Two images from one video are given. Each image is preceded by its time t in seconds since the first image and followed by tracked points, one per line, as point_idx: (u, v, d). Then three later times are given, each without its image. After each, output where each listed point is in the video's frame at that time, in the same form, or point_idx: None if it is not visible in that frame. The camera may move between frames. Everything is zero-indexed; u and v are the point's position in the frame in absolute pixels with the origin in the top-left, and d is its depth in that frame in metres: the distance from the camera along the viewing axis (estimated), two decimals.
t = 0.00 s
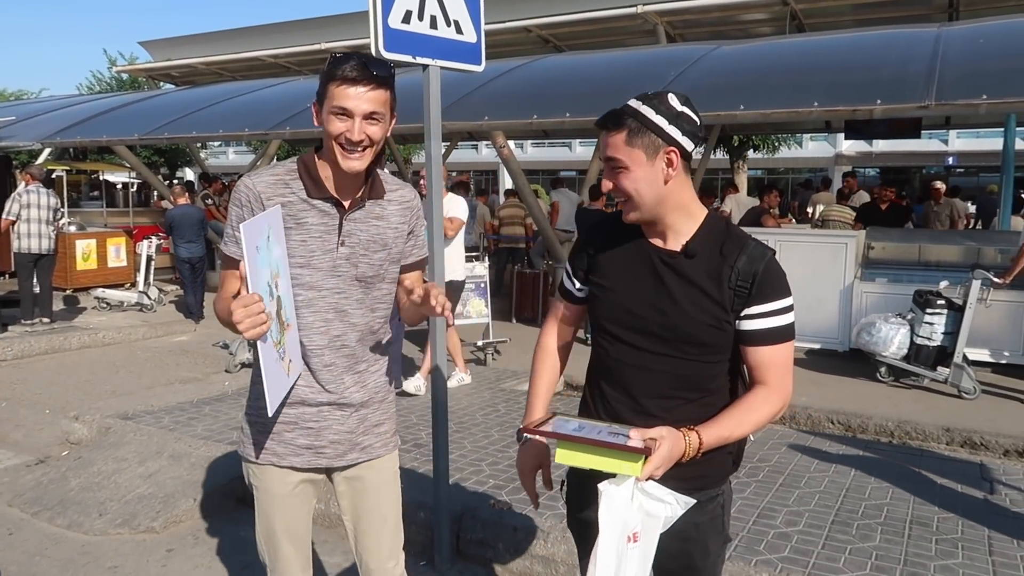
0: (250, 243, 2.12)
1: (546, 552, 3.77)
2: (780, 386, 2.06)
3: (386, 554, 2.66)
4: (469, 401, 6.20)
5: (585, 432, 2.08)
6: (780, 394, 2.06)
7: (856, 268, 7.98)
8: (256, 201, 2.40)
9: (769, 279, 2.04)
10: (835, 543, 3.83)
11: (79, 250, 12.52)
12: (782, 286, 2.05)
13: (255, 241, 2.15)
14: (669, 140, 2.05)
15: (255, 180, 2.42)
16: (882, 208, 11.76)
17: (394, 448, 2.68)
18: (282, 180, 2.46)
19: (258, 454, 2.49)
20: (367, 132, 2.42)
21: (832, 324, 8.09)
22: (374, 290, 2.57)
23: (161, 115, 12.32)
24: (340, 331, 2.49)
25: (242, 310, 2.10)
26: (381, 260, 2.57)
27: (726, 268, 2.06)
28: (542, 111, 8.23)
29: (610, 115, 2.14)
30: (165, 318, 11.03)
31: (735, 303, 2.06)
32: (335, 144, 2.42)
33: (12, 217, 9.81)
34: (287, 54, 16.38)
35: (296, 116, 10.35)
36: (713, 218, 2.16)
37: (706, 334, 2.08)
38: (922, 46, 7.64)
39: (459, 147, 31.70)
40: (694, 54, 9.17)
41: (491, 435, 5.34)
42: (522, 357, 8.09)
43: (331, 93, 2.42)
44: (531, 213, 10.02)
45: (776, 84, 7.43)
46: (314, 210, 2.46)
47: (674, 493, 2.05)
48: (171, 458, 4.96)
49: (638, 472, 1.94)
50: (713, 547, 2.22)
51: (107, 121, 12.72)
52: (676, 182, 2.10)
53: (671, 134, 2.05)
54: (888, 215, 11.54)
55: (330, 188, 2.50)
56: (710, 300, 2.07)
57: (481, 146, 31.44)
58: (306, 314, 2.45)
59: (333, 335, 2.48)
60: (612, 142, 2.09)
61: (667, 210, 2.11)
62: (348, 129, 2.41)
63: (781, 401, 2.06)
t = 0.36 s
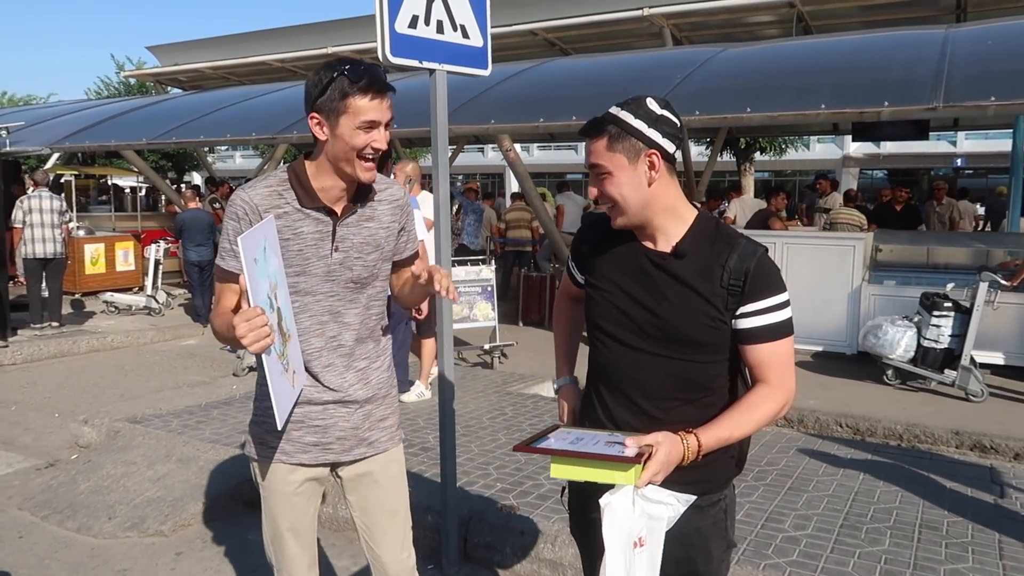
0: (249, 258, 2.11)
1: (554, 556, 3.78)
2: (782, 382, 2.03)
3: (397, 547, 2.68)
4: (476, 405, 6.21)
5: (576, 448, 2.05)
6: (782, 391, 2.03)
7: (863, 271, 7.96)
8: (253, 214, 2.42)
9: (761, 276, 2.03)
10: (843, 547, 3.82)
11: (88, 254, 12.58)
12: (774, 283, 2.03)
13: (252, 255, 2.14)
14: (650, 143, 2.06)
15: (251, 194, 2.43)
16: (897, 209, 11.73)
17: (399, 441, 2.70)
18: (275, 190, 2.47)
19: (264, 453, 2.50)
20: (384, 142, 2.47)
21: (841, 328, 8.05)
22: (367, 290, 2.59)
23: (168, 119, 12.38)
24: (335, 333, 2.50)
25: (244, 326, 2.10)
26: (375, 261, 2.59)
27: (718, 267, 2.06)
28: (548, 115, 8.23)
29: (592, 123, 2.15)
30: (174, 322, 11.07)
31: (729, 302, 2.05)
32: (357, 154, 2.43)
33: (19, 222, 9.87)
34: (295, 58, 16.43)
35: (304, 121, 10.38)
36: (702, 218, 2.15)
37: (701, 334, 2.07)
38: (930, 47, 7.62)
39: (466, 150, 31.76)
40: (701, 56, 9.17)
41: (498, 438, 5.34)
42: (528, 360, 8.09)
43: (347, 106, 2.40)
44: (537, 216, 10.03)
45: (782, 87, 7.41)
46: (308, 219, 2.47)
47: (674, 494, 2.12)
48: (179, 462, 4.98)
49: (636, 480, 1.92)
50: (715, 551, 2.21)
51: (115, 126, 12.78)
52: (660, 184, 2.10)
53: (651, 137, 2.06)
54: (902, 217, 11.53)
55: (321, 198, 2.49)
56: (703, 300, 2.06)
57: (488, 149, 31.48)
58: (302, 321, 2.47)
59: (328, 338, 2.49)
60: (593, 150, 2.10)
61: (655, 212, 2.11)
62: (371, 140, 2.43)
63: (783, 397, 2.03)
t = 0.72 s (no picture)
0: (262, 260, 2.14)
1: (554, 565, 3.78)
2: (780, 388, 2.02)
3: (416, 553, 2.72)
4: (476, 413, 6.20)
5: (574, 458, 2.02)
6: (782, 397, 2.02)
7: (864, 279, 7.95)
8: (282, 220, 2.44)
9: (757, 282, 2.03)
10: (844, 556, 3.80)
11: (88, 263, 12.60)
12: (769, 288, 2.03)
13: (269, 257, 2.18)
14: (641, 152, 2.06)
15: (281, 202, 2.46)
16: (906, 217, 11.64)
17: (430, 447, 2.72)
18: (306, 197, 2.49)
19: (295, 460, 2.51)
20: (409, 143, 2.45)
21: (840, 336, 8.05)
22: (409, 289, 2.61)
23: (169, 128, 12.41)
24: (380, 333, 2.52)
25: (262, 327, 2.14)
26: (411, 258, 2.62)
27: (713, 274, 2.05)
28: (547, 123, 8.25)
29: (585, 134, 2.15)
30: (172, 331, 11.08)
31: (726, 308, 2.04)
32: (381, 156, 2.42)
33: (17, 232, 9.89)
34: (295, 68, 16.49)
35: (303, 130, 10.40)
36: (696, 226, 2.15)
37: (698, 341, 2.07)
38: (929, 56, 7.64)
39: (466, 159, 31.83)
40: (700, 65, 9.19)
41: (498, 447, 5.33)
42: (528, 368, 8.08)
43: (366, 109, 2.39)
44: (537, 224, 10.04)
45: (781, 95, 7.43)
46: (341, 221, 2.49)
47: (679, 500, 2.10)
48: (179, 471, 4.98)
49: (638, 489, 1.91)
50: (714, 561, 2.21)
51: (115, 135, 12.81)
52: (654, 192, 2.10)
53: (643, 146, 2.06)
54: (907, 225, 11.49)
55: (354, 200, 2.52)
56: (699, 307, 2.05)
57: (487, 157, 31.53)
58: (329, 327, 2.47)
59: (370, 336, 2.51)
60: (587, 159, 2.10)
61: (649, 220, 2.11)
62: (396, 140, 2.42)
63: (782, 404, 2.02)
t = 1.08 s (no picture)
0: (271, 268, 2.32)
1: (548, 567, 3.78)
2: (776, 386, 2.02)
3: (430, 557, 2.73)
4: (472, 415, 6.20)
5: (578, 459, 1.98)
6: (777, 394, 2.02)
7: (857, 279, 7.96)
8: (318, 218, 2.57)
9: (751, 281, 2.03)
10: (837, 557, 3.81)
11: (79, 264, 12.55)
12: (764, 287, 2.03)
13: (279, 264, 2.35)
14: (632, 154, 2.06)
15: (319, 200, 2.59)
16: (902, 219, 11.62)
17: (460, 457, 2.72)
18: (344, 196, 2.59)
19: (322, 454, 2.59)
20: (404, 165, 2.45)
21: (832, 337, 8.08)
22: (438, 299, 2.63)
23: (161, 129, 12.37)
24: (406, 337, 2.56)
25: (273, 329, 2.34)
26: (443, 268, 2.63)
27: (709, 273, 2.05)
28: (542, 124, 8.25)
29: (577, 136, 2.14)
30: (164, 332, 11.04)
31: (722, 308, 2.04)
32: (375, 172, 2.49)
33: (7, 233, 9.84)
34: (288, 68, 16.45)
35: (297, 130, 10.38)
36: (691, 226, 2.15)
37: (695, 340, 2.07)
38: (922, 57, 7.67)
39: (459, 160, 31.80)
40: (695, 66, 9.20)
41: (492, 448, 5.33)
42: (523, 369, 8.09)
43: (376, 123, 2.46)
44: (531, 225, 10.04)
45: (774, 96, 7.45)
46: (374, 223, 2.56)
47: (678, 509, 2.06)
48: (171, 474, 4.96)
49: (637, 489, 1.90)
50: (714, 560, 2.21)
51: (107, 136, 12.76)
52: (648, 194, 2.10)
53: (634, 148, 2.05)
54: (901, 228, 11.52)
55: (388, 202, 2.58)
56: (695, 306, 2.06)
57: (481, 158, 31.52)
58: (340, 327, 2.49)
59: (397, 340, 2.56)
60: (579, 162, 2.10)
61: (644, 221, 2.11)
62: (386, 160, 2.46)
63: (779, 401, 2.02)
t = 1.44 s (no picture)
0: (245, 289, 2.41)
1: (546, 568, 3.78)
2: (772, 391, 2.02)
3: (433, 556, 2.72)
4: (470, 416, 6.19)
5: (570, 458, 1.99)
6: (774, 398, 2.02)
7: (855, 280, 7.98)
8: (319, 220, 2.64)
9: (748, 285, 2.03)
10: (836, 558, 3.80)
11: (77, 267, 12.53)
12: (761, 291, 2.03)
13: (266, 280, 2.46)
14: (625, 161, 2.05)
15: (322, 202, 2.65)
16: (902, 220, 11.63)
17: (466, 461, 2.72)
18: (346, 199, 2.64)
19: (329, 454, 2.60)
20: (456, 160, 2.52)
21: (832, 338, 8.08)
22: (433, 303, 2.65)
23: (159, 131, 12.35)
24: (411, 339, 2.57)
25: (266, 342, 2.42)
26: (440, 274, 2.64)
27: (705, 277, 2.05)
28: (539, 126, 8.25)
29: (571, 144, 2.14)
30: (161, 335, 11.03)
31: (718, 312, 2.04)
32: (430, 170, 2.48)
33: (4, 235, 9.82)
34: (286, 70, 16.43)
35: (295, 133, 10.37)
36: (688, 229, 2.15)
37: (691, 344, 2.07)
38: (918, 59, 7.67)
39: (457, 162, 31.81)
40: (692, 68, 9.20)
41: (491, 450, 5.32)
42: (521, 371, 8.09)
43: (422, 122, 2.46)
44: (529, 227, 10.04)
45: (771, 98, 7.46)
46: (374, 226, 2.60)
47: (668, 511, 2.10)
48: (169, 476, 4.95)
49: (627, 488, 1.91)
50: (710, 559, 2.21)
51: (104, 138, 12.75)
52: (645, 198, 2.10)
53: (626, 154, 2.05)
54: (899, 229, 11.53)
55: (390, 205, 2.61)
56: (692, 310, 2.06)
57: (479, 160, 31.52)
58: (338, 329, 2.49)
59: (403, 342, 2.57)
60: (575, 168, 2.10)
61: (641, 225, 2.11)
62: (443, 157, 2.49)
63: (775, 405, 2.02)
